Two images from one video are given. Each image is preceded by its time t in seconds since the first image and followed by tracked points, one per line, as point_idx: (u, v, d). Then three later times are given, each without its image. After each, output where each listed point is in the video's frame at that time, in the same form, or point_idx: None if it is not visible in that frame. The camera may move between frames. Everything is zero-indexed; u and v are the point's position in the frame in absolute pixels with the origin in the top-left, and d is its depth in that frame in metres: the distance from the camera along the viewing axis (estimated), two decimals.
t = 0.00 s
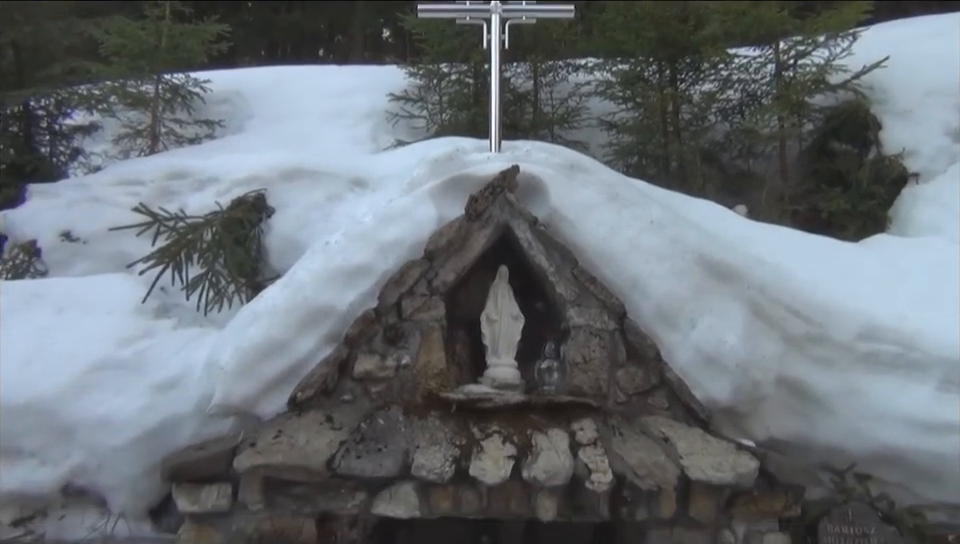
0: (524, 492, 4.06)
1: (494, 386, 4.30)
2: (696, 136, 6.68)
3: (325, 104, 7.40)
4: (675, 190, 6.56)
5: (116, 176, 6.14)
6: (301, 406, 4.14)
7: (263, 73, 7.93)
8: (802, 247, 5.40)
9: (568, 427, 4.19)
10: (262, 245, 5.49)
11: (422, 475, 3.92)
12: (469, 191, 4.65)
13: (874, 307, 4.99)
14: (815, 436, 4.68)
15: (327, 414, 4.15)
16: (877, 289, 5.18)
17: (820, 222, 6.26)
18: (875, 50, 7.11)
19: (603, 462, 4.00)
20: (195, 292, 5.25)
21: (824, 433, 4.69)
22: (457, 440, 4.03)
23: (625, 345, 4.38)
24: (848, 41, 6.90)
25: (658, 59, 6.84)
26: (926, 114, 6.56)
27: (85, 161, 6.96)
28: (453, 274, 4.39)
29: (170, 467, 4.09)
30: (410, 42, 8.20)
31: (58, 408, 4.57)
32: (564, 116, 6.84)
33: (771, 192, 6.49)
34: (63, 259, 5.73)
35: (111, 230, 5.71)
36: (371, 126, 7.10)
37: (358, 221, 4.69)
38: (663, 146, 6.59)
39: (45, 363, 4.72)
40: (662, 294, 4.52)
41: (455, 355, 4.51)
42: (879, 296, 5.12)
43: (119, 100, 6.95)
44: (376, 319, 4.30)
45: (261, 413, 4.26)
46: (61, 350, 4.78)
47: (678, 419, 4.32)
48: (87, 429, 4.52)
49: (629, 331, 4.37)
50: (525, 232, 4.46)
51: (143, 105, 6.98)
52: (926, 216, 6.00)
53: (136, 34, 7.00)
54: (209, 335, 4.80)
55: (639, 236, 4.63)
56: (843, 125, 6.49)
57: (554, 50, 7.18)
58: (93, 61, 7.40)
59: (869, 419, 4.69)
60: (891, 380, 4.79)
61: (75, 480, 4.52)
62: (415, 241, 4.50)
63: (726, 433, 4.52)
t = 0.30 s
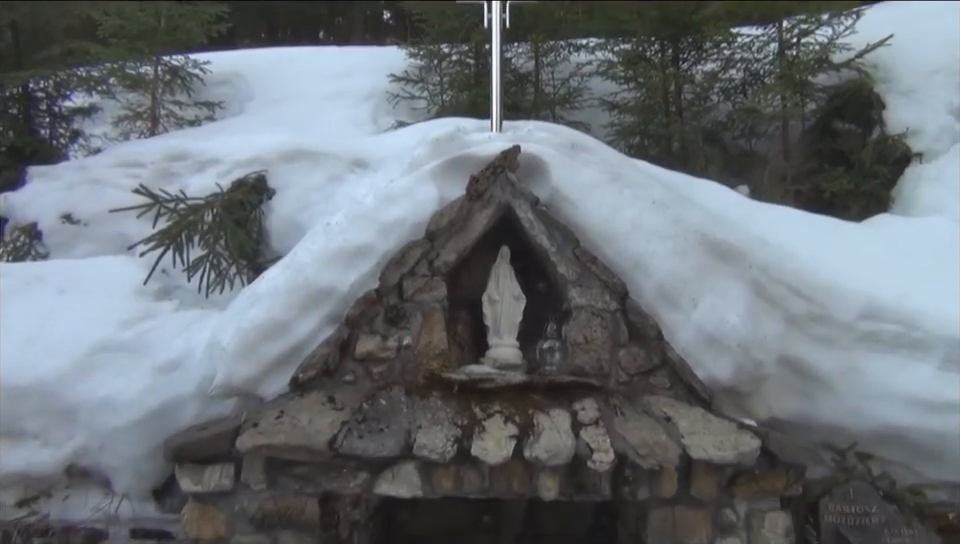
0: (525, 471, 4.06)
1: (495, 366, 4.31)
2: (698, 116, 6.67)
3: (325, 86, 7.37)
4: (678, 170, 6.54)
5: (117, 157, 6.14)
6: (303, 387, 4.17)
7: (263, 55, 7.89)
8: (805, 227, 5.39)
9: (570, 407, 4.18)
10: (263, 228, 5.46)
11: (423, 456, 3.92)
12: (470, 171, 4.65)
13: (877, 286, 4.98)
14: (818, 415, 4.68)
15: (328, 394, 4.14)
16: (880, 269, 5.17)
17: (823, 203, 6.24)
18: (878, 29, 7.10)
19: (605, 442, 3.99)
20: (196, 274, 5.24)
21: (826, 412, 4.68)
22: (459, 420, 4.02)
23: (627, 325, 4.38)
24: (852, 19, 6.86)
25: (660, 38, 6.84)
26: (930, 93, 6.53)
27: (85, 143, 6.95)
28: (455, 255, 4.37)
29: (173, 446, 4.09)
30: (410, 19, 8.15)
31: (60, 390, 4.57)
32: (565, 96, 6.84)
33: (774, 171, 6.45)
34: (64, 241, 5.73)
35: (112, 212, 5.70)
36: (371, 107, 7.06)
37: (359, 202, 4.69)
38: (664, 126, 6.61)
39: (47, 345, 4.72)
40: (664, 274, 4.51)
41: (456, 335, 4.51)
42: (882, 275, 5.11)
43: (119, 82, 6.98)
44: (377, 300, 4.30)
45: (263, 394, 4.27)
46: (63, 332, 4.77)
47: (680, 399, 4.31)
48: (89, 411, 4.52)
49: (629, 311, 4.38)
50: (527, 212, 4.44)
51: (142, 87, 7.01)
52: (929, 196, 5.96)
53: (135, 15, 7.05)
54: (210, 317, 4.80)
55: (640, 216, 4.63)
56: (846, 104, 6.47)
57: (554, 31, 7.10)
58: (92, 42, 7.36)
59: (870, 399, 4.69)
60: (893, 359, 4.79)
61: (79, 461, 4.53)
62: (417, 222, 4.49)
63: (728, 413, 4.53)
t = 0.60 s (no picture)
0: (529, 452, 4.08)
1: (498, 348, 4.32)
2: (700, 97, 6.64)
3: (325, 68, 7.35)
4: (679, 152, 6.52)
5: (117, 141, 6.13)
6: (306, 370, 4.16)
7: (262, 38, 7.85)
8: (807, 209, 5.38)
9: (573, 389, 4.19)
10: (263, 211, 5.49)
11: (427, 437, 3.93)
12: (471, 154, 4.65)
13: (879, 267, 4.97)
14: (819, 397, 4.68)
15: (332, 377, 4.15)
16: (882, 250, 5.16)
17: (826, 184, 6.24)
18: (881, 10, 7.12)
19: (608, 423, 4.00)
20: (198, 258, 5.24)
21: (828, 394, 4.69)
22: (462, 403, 4.03)
23: (629, 307, 4.37)
24: None
25: (662, 19, 6.89)
26: (934, 73, 6.51)
27: (85, 128, 6.90)
28: (456, 238, 4.37)
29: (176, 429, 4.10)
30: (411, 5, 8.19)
31: (64, 374, 4.58)
32: (566, 78, 6.80)
33: (775, 152, 6.46)
34: (65, 226, 5.72)
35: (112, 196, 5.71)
36: (372, 91, 7.05)
37: (360, 185, 4.69)
38: (667, 107, 6.55)
39: (50, 329, 4.73)
40: (666, 256, 4.51)
41: (459, 318, 4.52)
42: (885, 256, 5.10)
43: (119, 65, 6.93)
44: (380, 283, 4.31)
45: (266, 377, 4.27)
46: (65, 317, 4.77)
47: (682, 381, 4.32)
48: (94, 395, 4.54)
49: (632, 293, 4.37)
50: (528, 195, 4.45)
51: (141, 70, 7.00)
52: (933, 176, 5.89)
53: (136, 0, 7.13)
54: (212, 301, 4.80)
55: (642, 198, 4.63)
56: (849, 85, 6.46)
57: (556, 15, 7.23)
58: (92, 27, 7.34)
59: (872, 380, 4.69)
60: (895, 340, 4.79)
61: (83, 445, 4.54)
62: (419, 205, 4.49)
63: (730, 394, 4.54)
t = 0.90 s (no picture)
0: (532, 433, 4.09)
1: (500, 330, 4.33)
2: (702, 79, 6.65)
3: (327, 52, 7.31)
4: (681, 134, 6.50)
5: (119, 124, 6.12)
6: (309, 350, 4.18)
7: (261, 20, 7.88)
8: (810, 190, 5.37)
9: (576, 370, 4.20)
10: (267, 193, 5.48)
11: (430, 419, 3.93)
12: (474, 135, 4.65)
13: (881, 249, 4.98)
14: (819, 378, 4.70)
15: (336, 358, 4.17)
16: (885, 231, 5.16)
17: (830, 165, 6.24)
18: None
19: (611, 405, 4.01)
20: (201, 241, 5.25)
21: (829, 375, 4.69)
22: (465, 384, 4.03)
23: (632, 289, 4.38)
24: None
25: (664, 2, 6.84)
26: (937, 54, 6.55)
27: (86, 110, 6.89)
28: (459, 219, 4.37)
29: (180, 411, 4.10)
30: None
31: (68, 356, 4.59)
32: (569, 60, 6.78)
33: (778, 134, 6.51)
34: (68, 209, 5.71)
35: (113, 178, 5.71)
36: (374, 72, 7.02)
37: (363, 167, 4.71)
38: (669, 89, 6.53)
39: (54, 312, 4.74)
40: (669, 238, 4.51)
41: (461, 301, 4.51)
42: (887, 237, 5.10)
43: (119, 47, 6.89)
44: (382, 265, 4.32)
45: (270, 358, 4.27)
46: (69, 300, 4.78)
47: (685, 362, 4.33)
48: (98, 376, 4.55)
49: (635, 274, 4.37)
50: (531, 176, 4.45)
51: (141, 52, 6.94)
52: (936, 156, 5.90)
53: None
54: (215, 284, 4.82)
55: (645, 179, 4.64)
56: (853, 66, 6.46)
57: None
58: (93, 11, 7.36)
59: (875, 361, 4.69)
60: (898, 321, 4.79)
61: (88, 426, 4.55)
62: (421, 186, 4.49)
63: (733, 376, 4.54)
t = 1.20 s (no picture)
0: (532, 414, 4.11)
1: (500, 312, 4.33)
2: (704, 60, 6.65)
3: (325, 34, 7.40)
4: (681, 115, 6.50)
5: (118, 106, 6.11)
6: (309, 332, 4.18)
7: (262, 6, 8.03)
8: (811, 171, 5.37)
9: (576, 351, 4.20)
10: (266, 174, 5.48)
11: (431, 400, 3.95)
12: (474, 116, 4.64)
13: (882, 231, 4.97)
14: (819, 359, 4.69)
15: (336, 340, 4.17)
16: (886, 212, 5.16)
17: (831, 146, 6.23)
18: None
19: (610, 386, 4.02)
20: (201, 223, 5.24)
21: (830, 355, 4.69)
22: (465, 365, 4.05)
23: (632, 271, 4.36)
24: None
25: None
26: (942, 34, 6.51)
27: (85, 92, 6.91)
28: (460, 201, 4.37)
29: (180, 393, 4.11)
30: None
31: (70, 338, 4.60)
32: (570, 41, 6.78)
33: (780, 116, 6.54)
34: (68, 191, 5.70)
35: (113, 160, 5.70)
36: (374, 52, 7.06)
37: (363, 149, 4.70)
38: (670, 70, 6.54)
39: (55, 294, 4.75)
40: (670, 219, 4.51)
41: (462, 282, 4.52)
42: (888, 219, 5.11)
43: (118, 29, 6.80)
44: (383, 247, 4.30)
45: (271, 340, 4.28)
46: (70, 282, 4.79)
47: (686, 343, 4.31)
48: (99, 358, 4.55)
49: (635, 256, 4.36)
50: (531, 157, 4.44)
51: (141, 34, 6.89)
52: (937, 138, 5.87)
53: None
54: (215, 266, 4.82)
55: (645, 161, 4.64)
56: (855, 47, 6.48)
57: None
58: None
59: (875, 342, 4.69)
60: (898, 303, 4.80)
61: (91, 408, 4.57)
62: (421, 168, 4.48)
63: (734, 356, 4.53)
